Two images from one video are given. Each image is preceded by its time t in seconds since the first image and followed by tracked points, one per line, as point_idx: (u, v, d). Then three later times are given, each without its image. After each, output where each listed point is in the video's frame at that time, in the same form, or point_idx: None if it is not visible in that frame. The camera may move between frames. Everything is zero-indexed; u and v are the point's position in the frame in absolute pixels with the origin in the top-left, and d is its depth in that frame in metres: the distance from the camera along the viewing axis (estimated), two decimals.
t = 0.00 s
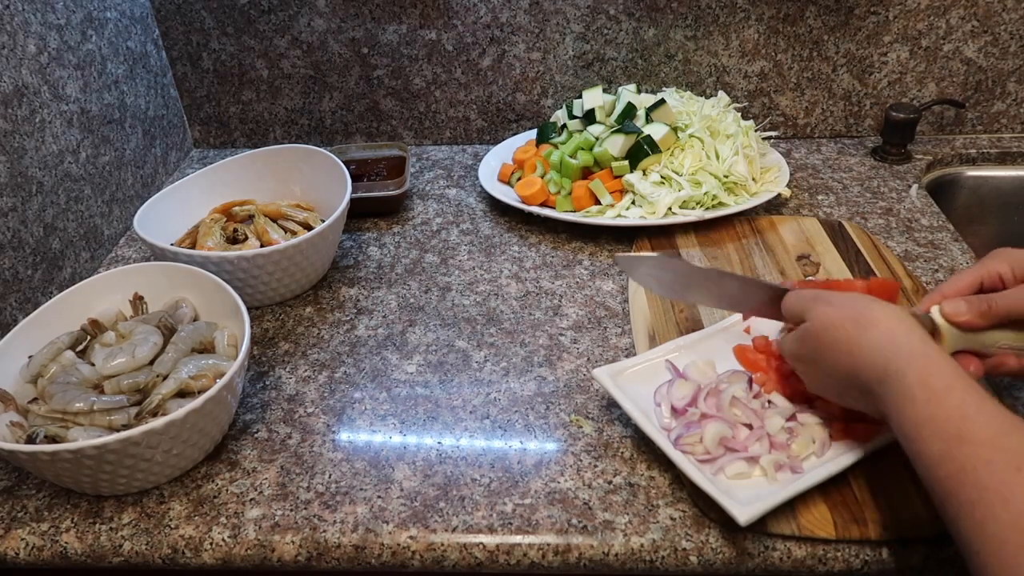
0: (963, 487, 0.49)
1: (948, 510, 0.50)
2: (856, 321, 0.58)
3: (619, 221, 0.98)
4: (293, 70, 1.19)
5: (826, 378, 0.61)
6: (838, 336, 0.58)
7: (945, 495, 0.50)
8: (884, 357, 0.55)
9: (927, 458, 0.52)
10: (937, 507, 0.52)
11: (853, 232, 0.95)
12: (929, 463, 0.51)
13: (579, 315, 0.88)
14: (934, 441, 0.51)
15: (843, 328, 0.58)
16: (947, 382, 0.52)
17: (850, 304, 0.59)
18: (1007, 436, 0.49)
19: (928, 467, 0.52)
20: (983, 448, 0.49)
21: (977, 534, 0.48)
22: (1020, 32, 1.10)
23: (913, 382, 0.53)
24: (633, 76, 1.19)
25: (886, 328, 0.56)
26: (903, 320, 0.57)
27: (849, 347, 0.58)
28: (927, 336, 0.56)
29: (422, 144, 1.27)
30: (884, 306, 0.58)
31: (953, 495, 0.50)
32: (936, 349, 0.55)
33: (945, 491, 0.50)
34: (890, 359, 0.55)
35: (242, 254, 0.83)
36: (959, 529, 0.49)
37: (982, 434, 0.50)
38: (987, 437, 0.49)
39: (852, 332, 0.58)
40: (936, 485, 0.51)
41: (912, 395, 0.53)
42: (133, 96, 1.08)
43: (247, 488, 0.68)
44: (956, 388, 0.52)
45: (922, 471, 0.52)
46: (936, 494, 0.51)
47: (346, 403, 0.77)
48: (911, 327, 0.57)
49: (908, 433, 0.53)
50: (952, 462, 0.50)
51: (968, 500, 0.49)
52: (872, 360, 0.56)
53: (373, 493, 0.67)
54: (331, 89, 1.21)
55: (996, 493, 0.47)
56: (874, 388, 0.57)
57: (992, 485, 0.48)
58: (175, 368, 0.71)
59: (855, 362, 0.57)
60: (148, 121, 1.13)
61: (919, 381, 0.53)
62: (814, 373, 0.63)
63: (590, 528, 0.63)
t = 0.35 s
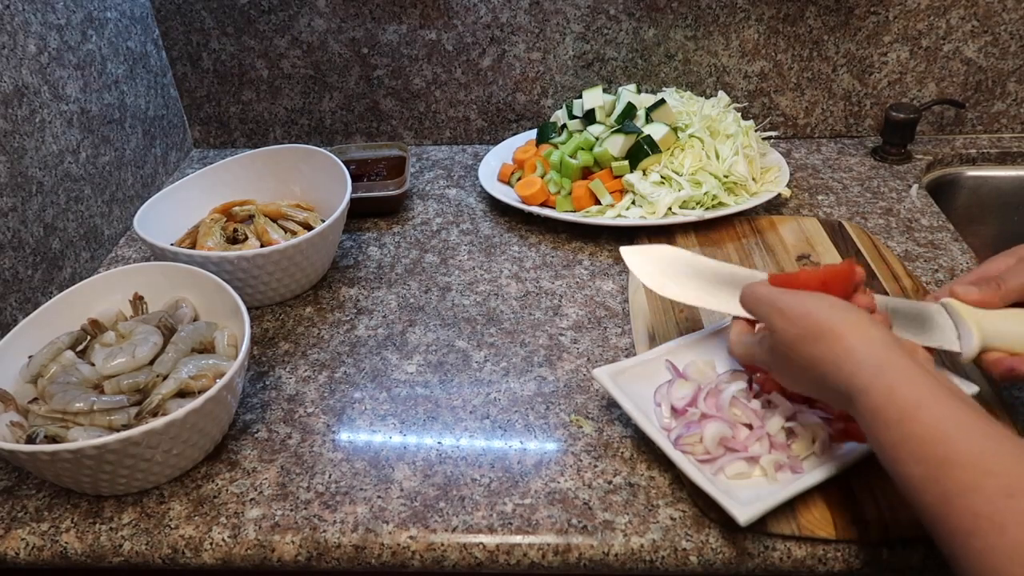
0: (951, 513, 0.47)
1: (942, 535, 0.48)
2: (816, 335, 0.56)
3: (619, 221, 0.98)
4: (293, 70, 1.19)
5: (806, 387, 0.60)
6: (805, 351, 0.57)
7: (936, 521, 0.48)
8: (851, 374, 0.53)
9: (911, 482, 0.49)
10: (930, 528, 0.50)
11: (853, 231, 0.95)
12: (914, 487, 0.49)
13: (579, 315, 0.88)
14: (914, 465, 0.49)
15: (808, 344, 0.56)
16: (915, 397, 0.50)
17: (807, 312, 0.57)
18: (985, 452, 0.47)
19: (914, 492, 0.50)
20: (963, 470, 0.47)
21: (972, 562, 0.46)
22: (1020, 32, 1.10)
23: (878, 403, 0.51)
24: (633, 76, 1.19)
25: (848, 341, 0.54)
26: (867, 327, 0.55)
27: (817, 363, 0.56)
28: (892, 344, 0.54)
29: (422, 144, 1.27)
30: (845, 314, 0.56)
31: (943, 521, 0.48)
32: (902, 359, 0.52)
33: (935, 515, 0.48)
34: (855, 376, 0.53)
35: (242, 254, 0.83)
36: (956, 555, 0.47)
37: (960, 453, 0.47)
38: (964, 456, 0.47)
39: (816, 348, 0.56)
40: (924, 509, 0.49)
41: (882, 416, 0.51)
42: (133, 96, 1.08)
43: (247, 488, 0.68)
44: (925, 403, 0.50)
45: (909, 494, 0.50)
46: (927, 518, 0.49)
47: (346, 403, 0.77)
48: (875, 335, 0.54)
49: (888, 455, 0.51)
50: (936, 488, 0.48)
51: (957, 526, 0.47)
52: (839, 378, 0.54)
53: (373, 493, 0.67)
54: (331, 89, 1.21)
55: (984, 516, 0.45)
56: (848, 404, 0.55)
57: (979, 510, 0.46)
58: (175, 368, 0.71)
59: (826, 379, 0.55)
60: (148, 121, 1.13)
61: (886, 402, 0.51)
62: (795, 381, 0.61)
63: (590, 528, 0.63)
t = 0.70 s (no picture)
0: (972, 515, 0.48)
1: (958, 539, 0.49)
2: (850, 340, 0.58)
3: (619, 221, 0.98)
4: (293, 70, 1.19)
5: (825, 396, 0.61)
6: (833, 355, 0.58)
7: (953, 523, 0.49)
8: (879, 377, 0.55)
9: (931, 484, 0.51)
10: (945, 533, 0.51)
11: (853, 232, 0.95)
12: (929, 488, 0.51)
13: (579, 315, 0.88)
14: (936, 466, 0.50)
15: (838, 349, 0.58)
16: (940, 403, 0.52)
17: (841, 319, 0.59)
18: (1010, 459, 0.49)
19: (933, 495, 0.51)
20: (989, 473, 0.48)
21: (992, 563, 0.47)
22: (1020, 32, 1.10)
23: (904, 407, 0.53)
24: (633, 76, 1.19)
25: (879, 347, 0.56)
26: (897, 338, 0.57)
27: (844, 367, 0.57)
28: (921, 355, 0.56)
29: (422, 144, 1.27)
30: (876, 325, 0.58)
31: (963, 523, 0.49)
32: (931, 369, 0.55)
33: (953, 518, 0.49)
34: (883, 380, 0.55)
35: (242, 254, 0.83)
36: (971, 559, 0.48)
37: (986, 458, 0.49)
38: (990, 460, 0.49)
39: (846, 353, 0.57)
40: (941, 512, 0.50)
41: (908, 419, 0.52)
42: (133, 96, 1.08)
43: (247, 488, 0.68)
44: (953, 410, 0.51)
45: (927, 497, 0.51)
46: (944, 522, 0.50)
47: (346, 403, 0.77)
48: (906, 346, 0.56)
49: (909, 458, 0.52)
50: (959, 489, 0.49)
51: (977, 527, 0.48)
52: (866, 382, 0.56)
53: (373, 493, 0.67)
54: (331, 89, 1.21)
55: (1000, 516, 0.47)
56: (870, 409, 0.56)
57: (1000, 511, 0.47)
58: (175, 368, 0.71)
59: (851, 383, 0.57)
60: (148, 121, 1.13)
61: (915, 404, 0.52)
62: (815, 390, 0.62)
63: (590, 528, 0.63)
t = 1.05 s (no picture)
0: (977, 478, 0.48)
1: (955, 501, 0.50)
2: (852, 315, 0.59)
3: (619, 221, 0.98)
4: (293, 70, 1.19)
5: (817, 375, 0.61)
6: (836, 331, 0.59)
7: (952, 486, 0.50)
8: (888, 348, 0.56)
9: (934, 448, 0.51)
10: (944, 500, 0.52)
11: (853, 232, 0.95)
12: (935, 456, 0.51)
13: (579, 315, 0.88)
14: (941, 430, 0.51)
15: (839, 325, 0.59)
16: (946, 372, 0.53)
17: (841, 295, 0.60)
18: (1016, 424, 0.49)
19: (935, 459, 0.51)
20: (994, 437, 0.49)
21: (987, 525, 0.47)
22: (1020, 32, 1.10)
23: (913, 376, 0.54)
24: (633, 76, 1.19)
25: (886, 320, 0.58)
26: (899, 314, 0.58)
27: (847, 339, 0.58)
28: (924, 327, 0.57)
29: (422, 144, 1.27)
30: (877, 300, 0.59)
31: (961, 487, 0.49)
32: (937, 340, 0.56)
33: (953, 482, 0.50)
34: (894, 349, 0.56)
35: (242, 254, 0.83)
36: (968, 521, 0.49)
37: (991, 423, 0.49)
38: (996, 426, 0.49)
39: (850, 325, 0.58)
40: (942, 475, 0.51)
41: (917, 385, 0.53)
42: (133, 96, 1.08)
43: (247, 488, 0.68)
44: (961, 377, 0.52)
45: (929, 463, 0.52)
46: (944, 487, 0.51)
47: (346, 403, 0.77)
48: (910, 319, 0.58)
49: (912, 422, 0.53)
50: (962, 452, 0.50)
51: (976, 489, 0.48)
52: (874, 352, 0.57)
53: (373, 493, 0.67)
54: (331, 89, 1.21)
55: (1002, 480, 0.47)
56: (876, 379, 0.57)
57: (1002, 474, 0.47)
58: (175, 368, 0.71)
59: (854, 356, 0.58)
60: (148, 121, 1.13)
61: (923, 371, 0.53)
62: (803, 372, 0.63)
63: (590, 528, 0.63)
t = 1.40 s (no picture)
0: (984, 475, 0.49)
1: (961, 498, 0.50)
2: (866, 318, 0.58)
3: (619, 221, 0.98)
4: (293, 70, 1.19)
5: (823, 376, 0.60)
6: (848, 334, 0.58)
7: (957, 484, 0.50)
8: (900, 351, 0.56)
9: (942, 448, 0.51)
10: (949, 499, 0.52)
11: (853, 232, 0.95)
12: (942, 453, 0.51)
13: (579, 315, 0.88)
14: (950, 430, 0.51)
15: (851, 327, 0.58)
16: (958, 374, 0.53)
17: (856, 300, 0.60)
18: None
19: (942, 458, 0.51)
20: (1004, 439, 0.49)
21: (991, 523, 0.48)
22: (1020, 32, 1.10)
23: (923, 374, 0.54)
24: (633, 76, 1.19)
25: (898, 324, 0.57)
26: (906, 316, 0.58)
27: (859, 342, 0.58)
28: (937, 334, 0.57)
29: (422, 144, 1.27)
30: (891, 306, 0.59)
31: (968, 486, 0.49)
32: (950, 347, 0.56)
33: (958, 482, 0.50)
34: (906, 351, 0.55)
35: (242, 254, 0.83)
36: (974, 517, 0.49)
37: (1001, 425, 0.50)
38: (1005, 427, 0.49)
39: (862, 328, 0.58)
40: (948, 474, 0.51)
41: (928, 386, 0.53)
42: (133, 96, 1.08)
43: (247, 488, 0.68)
44: (973, 381, 0.53)
45: (935, 463, 0.52)
46: (949, 486, 0.51)
47: (346, 403, 0.77)
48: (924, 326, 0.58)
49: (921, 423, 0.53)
50: (970, 452, 0.50)
51: (982, 488, 0.48)
52: (884, 356, 0.56)
53: (373, 493, 0.67)
54: (331, 89, 1.21)
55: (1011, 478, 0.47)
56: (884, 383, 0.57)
57: (1009, 474, 0.48)
58: (175, 368, 0.71)
59: (863, 359, 0.57)
60: (148, 121, 1.13)
61: (935, 373, 0.53)
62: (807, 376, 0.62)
63: (590, 528, 0.63)
